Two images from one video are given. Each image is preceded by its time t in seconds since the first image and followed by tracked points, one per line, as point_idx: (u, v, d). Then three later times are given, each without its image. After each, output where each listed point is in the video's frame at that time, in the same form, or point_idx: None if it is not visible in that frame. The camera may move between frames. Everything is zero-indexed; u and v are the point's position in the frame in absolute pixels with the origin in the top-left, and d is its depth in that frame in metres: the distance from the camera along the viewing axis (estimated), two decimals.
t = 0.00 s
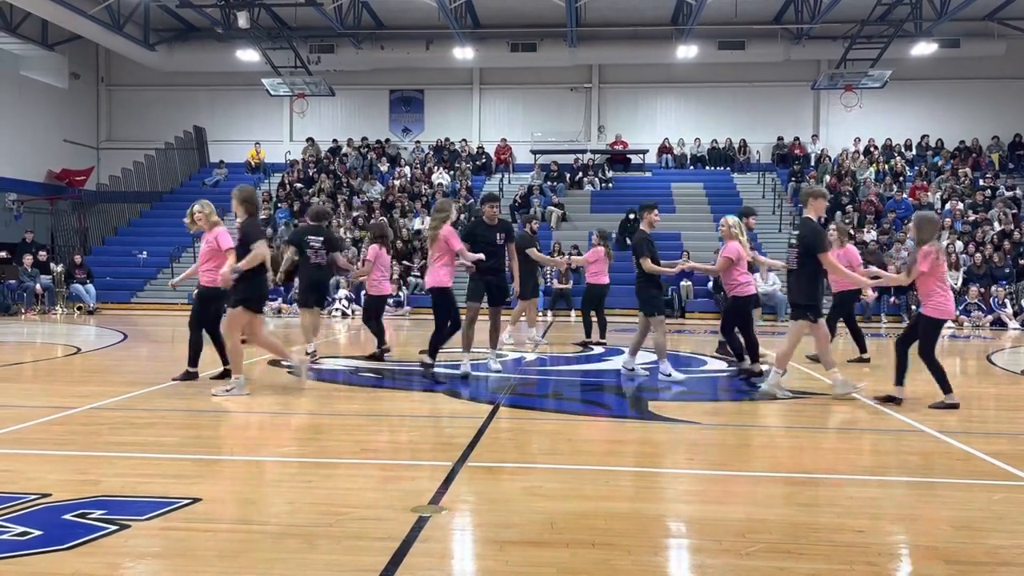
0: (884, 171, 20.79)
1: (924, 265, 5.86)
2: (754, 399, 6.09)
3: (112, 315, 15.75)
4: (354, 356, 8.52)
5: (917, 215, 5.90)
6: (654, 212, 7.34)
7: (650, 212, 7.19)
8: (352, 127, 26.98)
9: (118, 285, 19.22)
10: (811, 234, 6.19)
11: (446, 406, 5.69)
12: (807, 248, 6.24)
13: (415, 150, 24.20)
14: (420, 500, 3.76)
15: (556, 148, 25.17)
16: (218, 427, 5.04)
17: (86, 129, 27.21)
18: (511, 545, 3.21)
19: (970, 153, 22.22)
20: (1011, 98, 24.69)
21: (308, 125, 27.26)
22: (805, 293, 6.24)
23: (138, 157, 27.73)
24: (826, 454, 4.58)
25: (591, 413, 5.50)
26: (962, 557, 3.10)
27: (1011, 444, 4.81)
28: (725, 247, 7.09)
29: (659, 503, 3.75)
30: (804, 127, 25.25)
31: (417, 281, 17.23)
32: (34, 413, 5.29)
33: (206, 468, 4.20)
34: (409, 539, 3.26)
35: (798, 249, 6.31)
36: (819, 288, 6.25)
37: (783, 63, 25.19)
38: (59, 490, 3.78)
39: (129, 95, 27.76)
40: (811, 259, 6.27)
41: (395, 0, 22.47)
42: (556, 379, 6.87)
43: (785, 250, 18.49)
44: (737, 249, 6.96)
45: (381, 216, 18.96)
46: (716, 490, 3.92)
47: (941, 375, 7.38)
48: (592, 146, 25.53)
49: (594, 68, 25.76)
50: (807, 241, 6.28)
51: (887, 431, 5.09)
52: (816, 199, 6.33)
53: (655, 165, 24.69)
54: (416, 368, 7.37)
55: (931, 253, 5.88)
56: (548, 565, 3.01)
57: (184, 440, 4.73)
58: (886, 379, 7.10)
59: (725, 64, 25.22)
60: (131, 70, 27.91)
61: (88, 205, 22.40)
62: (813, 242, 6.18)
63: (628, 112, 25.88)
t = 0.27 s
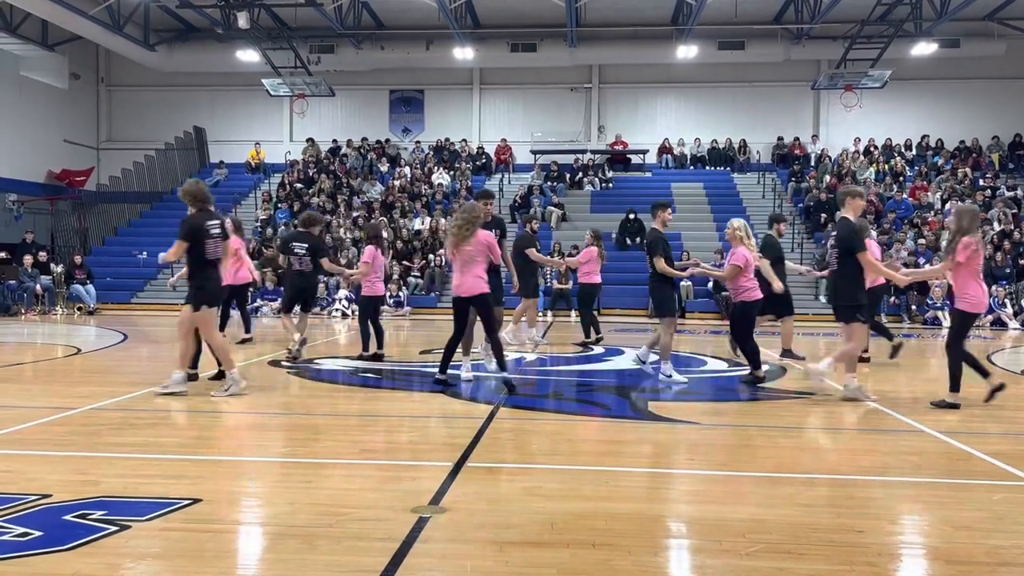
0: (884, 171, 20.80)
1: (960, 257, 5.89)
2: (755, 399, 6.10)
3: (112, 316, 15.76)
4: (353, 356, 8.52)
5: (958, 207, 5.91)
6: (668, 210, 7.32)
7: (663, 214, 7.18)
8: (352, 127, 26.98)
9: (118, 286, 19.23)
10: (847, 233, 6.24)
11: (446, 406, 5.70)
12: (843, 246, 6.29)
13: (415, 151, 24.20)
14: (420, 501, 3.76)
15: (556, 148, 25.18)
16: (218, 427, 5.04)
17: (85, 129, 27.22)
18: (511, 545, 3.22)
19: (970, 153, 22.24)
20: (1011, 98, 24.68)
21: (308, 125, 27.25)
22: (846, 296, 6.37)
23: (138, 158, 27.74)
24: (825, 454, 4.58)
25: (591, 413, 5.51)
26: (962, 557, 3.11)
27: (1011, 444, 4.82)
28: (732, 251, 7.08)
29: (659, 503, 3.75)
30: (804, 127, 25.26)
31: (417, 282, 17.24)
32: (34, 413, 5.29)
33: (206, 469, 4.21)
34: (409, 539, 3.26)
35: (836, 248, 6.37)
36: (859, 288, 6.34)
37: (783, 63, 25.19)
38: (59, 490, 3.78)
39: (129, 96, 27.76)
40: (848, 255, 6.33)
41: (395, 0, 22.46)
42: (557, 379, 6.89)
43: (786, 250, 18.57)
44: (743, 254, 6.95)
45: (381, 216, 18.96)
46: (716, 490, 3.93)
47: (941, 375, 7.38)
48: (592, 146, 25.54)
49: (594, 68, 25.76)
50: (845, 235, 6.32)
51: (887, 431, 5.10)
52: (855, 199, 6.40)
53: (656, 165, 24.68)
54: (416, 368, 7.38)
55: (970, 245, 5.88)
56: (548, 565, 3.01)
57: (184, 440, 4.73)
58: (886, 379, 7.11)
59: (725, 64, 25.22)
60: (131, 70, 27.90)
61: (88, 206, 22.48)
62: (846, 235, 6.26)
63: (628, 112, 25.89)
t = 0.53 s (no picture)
0: (884, 171, 20.81)
1: (1005, 261, 5.85)
2: (756, 399, 6.10)
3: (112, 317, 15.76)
4: (353, 355, 8.53)
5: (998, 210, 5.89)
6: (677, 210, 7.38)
7: (673, 212, 7.22)
8: (352, 127, 26.98)
9: (118, 286, 19.25)
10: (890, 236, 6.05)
11: (447, 406, 5.69)
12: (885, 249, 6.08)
13: (415, 151, 24.20)
14: (420, 501, 3.76)
15: (556, 148, 25.18)
16: (218, 427, 5.04)
17: (85, 129, 27.21)
18: (511, 545, 3.22)
19: (970, 153, 22.25)
20: (1011, 98, 24.67)
21: (308, 125, 27.26)
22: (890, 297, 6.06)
23: (138, 158, 27.75)
24: (825, 454, 4.58)
25: (592, 413, 5.51)
26: (962, 557, 3.11)
27: (1012, 443, 4.81)
28: (737, 248, 7.10)
29: (660, 503, 3.75)
30: (804, 127, 25.26)
31: (417, 282, 17.24)
32: (35, 413, 5.29)
33: (206, 469, 4.21)
34: (410, 539, 3.26)
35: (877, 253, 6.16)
36: (903, 291, 6.03)
37: (783, 63, 25.18)
38: (60, 491, 3.79)
39: (129, 96, 27.76)
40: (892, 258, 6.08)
41: (395, 1, 22.46)
42: (558, 379, 6.89)
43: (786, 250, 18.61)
44: (750, 252, 6.99)
45: (381, 216, 18.96)
46: (716, 490, 3.92)
47: (942, 375, 7.38)
48: (592, 146, 25.54)
49: (594, 68, 25.76)
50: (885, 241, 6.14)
51: (888, 431, 5.09)
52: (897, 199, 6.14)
53: (656, 165, 24.68)
54: (417, 368, 7.38)
55: (1012, 250, 5.86)
56: (548, 565, 3.01)
57: (185, 440, 4.73)
58: (887, 379, 7.10)
59: (725, 64, 25.21)
60: (130, 70, 27.91)
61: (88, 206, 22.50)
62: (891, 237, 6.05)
63: (628, 112, 25.88)
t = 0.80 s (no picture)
0: (884, 170, 20.83)
1: None
2: (756, 399, 6.09)
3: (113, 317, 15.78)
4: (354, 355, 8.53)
5: None
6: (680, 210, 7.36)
7: (675, 211, 7.23)
8: (353, 127, 26.98)
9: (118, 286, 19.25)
10: (929, 230, 5.89)
11: (447, 406, 5.69)
12: (925, 242, 5.93)
13: (415, 151, 24.20)
14: (421, 501, 3.76)
15: (557, 148, 25.18)
16: (219, 427, 5.03)
17: (85, 130, 27.19)
18: (512, 546, 3.22)
19: (970, 152, 22.26)
20: (1011, 97, 24.67)
21: (308, 125, 27.25)
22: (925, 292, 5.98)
23: (138, 158, 27.74)
24: (826, 454, 4.57)
25: (592, 413, 5.50)
26: (963, 556, 3.11)
27: (1013, 443, 4.81)
28: (737, 249, 7.09)
29: (660, 503, 3.75)
30: (804, 126, 25.26)
31: (417, 282, 17.24)
32: (35, 414, 5.29)
33: (206, 469, 4.21)
34: (411, 539, 3.26)
35: (915, 245, 6.02)
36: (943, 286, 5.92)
37: (783, 62, 25.18)
38: (61, 491, 3.79)
39: (129, 96, 27.76)
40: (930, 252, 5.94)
41: (395, 1, 22.46)
42: (558, 379, 6.88)
43: (786, 249, 18.63)
44: (749, 251, 6.95)
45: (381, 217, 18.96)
46: (717, 490, 3.92)
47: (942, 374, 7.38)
48: (592, 146, 25.54)
49: (594, 68, 25.75)
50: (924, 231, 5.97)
51: (888, 430, 5.09)
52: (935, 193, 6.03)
53: (656, 165, 24.68)
54: (417, 368, 7.38)
55: None
56: (549, 565, 3.01)
57: (185, 441, 4.73)
58: (888, 379, 7.10)
59: (725, 64, 25.21)
60: (130, 71, 27.90)
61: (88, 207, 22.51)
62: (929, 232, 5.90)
63: (628, 112, 25.88)
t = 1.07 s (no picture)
0: (884, 169, 20.84)
1: None
2: (756, 398, 6.09)
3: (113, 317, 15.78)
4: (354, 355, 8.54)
5: None
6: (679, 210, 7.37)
7: (673, 211, 7.24)
8: (353, 127, 26.98)
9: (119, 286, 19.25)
10: (944, 235, 5.97)
11: (447, 406, 5.69)
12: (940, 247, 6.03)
13: (415, 151, 24.19)
14: (421, 501, 3.76)
15: (557, 148, 25.18)
16: (220, 428, 5.03)
17: (85, 130, 27.19)
18: (512, 545, 3.22)
19: (970, 151, 22.27)
20: (1011, 96, 24.68)
21: (308, 126, 27.25)
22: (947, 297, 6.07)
23: (138, 159, 27.74)
24: (826, 453, 4.57)
25: (592, 413, 5.50)
26: (964, 556, 3.11)
27: (1013, 442, 4.81)
28: (733, 248, 7.11)
29: (661, 503, 3.75)
30: (804, 126, 25.25)
31: (417, 282, 17.24)
32: (36, 415, 5.29)
33: (207, 469, 4.21)
34: (411, 539, 3.26)
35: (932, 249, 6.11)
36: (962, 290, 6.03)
37: (783, 62, 25.18)
38: (62, 491, 3.79)
39: (129, 97, 27.76)
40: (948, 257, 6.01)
41: (395, 1, 22.46)
42: (559, 379, 6.88)
43: (786, 248, 18.65)
44: (745, 250, 6.98)
45: (381, 217, 18.96)
46: (717, 489, 3.93)
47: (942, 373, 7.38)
48: (593, 146, 25.55)
49: (594, 67, 25.75)
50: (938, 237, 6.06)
51: (888, 429, 5.10)
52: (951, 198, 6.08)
53: (656, 164, 24.68)
54: (417, 368, 7.38)
55: None
56: (549, 565, 3.01)
57: (185, 441, 4.73)
58: (889, 378, 7.10)
59: (725, 63, 25.21)
60: (130, 71, 27.90)
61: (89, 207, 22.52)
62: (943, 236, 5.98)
63: (628, 112, 25.88)
